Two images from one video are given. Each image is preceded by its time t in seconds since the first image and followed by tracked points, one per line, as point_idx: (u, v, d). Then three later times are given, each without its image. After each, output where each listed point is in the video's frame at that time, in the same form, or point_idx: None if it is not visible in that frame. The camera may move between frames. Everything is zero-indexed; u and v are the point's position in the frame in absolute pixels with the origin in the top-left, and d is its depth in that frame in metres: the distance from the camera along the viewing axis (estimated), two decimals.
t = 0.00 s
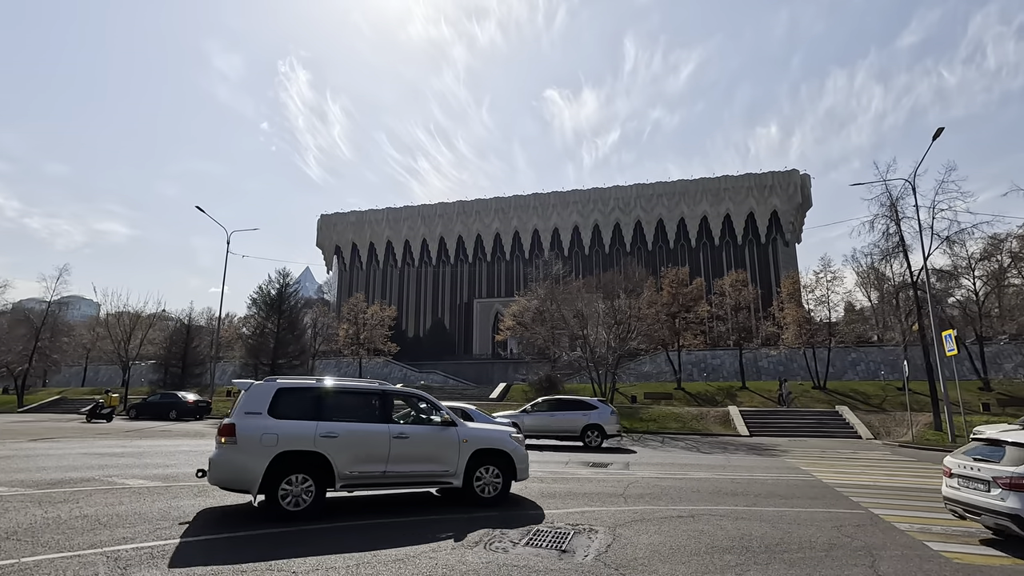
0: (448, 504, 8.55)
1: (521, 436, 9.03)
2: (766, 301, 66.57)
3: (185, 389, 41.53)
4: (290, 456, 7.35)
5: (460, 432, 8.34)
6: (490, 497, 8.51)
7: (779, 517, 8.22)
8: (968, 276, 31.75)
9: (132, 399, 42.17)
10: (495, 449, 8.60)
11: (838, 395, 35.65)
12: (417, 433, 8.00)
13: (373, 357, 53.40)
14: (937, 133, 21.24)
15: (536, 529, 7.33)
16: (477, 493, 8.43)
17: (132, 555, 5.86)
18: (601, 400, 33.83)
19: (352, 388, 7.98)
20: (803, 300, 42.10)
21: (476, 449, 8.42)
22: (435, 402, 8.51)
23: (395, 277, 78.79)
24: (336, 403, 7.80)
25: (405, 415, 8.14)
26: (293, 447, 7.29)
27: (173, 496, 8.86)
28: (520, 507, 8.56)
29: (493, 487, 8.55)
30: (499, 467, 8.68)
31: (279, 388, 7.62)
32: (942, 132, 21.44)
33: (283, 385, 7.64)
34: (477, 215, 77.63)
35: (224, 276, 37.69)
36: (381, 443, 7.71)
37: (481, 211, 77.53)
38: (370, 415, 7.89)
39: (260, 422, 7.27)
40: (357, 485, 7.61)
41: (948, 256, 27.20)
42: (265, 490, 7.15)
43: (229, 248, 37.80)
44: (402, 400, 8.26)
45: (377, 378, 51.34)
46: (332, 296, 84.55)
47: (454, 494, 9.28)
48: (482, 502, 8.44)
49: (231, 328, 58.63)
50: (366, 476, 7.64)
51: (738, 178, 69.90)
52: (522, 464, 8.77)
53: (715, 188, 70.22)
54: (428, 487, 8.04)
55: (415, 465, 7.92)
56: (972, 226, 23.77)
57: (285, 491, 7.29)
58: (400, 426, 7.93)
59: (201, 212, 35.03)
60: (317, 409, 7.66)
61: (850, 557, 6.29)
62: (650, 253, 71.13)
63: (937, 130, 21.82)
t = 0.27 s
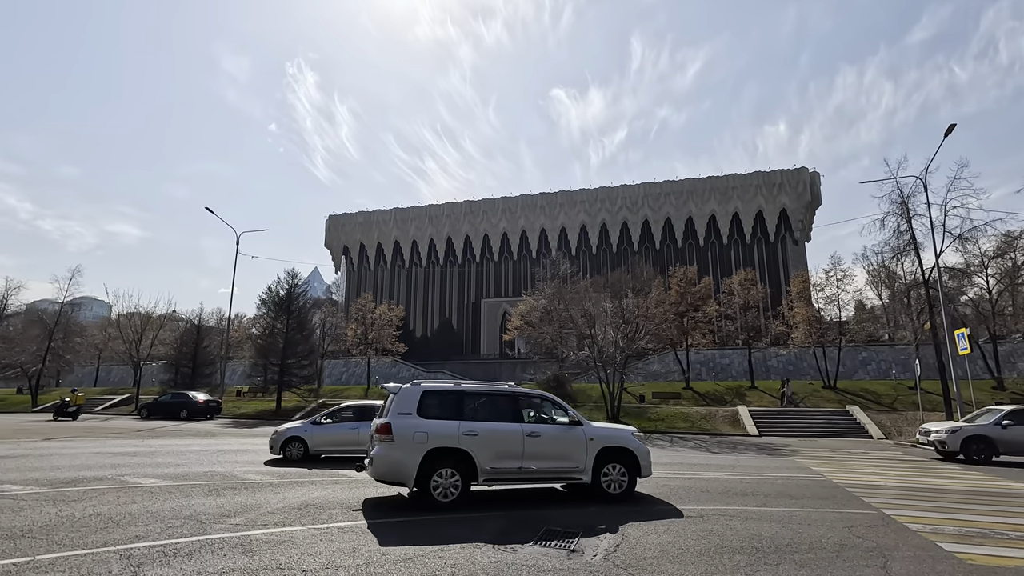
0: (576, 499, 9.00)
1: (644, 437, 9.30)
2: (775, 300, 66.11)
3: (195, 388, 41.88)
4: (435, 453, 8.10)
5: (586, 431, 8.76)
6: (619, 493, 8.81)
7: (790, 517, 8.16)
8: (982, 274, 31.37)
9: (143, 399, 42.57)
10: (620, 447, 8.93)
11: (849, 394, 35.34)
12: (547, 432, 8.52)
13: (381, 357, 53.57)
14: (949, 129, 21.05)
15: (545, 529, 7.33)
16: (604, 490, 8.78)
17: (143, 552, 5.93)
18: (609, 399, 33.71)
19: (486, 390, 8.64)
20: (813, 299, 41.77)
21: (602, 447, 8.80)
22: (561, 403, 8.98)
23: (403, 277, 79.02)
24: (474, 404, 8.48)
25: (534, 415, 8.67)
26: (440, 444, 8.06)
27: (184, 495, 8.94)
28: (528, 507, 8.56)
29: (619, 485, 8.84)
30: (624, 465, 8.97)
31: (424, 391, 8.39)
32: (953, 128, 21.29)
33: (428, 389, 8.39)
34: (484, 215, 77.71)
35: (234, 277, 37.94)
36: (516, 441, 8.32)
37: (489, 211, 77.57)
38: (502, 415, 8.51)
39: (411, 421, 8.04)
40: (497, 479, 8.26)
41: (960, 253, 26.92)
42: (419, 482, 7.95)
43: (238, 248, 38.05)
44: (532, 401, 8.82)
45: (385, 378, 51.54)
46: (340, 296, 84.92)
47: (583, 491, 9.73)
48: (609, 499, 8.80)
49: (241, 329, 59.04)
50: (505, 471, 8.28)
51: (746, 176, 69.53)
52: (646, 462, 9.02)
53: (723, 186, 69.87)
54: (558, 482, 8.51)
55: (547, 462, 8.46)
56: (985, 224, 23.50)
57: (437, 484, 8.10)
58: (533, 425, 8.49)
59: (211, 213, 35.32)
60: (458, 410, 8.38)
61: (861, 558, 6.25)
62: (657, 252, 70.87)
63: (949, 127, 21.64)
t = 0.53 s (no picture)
0: (700, 499, 9.10)
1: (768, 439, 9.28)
2: (785, 299, 65.58)
3: (206, 388, 42.27)
4: (567, 451, 8.47)
5: (710, 431, 8.89)
6: (746, 494, 8.84)
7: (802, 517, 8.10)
8: (996, 272, 30.95)
9: (156, 399, 43.03)
10: (745, 447, 8.95)
11: (860, 393, 35.06)
12: (671, 432, 8.71)
13: (390, 357, 53.80)
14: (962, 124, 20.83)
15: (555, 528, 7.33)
16: (730, 490, 8.83)
17: (157, 550, 6.00)
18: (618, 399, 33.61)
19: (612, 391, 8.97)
20: (824, 298, 41.43)
21: (727, 448, 8.88)
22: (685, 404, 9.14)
23: (411, 277, 79.29)
24: (601, 404, 8.82)
25: (657, 415, 8.89)
26: (571, 442, 8.45)
27: (196, 493, 9.04)
28: (538, 507, 8.56)
29: (745, 485, 8.86)
30: (751, 466, 8.95)
31: (554, 392, 8.79)
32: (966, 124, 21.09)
33: (557, 390, 8.80)
34: (492, 215, 77.76)
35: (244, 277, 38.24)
36: (643, 441, 8.58)
37: (497, 211, 77.63)
38: (627, 415, 8.80)
39: (544, 420, 8.47)
40: (626, 476, 8.54)
41: (975, 251, 26.60)
42: (554, 479, 8.37)
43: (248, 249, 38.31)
44: (655, 402, 9.06)
45: (394, 377, 51.74)
46: (349, 296, 85.38)
47: (707, 490, 9.83)
48: (736, 499, 8.85)
49: (251, 329, 59.53)
50: (634, 469, 8.55)
51: (756, 174, 69.01)
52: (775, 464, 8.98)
53: (732, 184, 69.47)
54: (683, 481, 8.69)
55: (673, 461, 8.67)
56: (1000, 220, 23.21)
57: (570, 479, 8.44)
58: (657, 425, 8.73)
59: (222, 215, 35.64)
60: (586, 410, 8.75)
61: (873, 559, 6.19)
62: (666, 251, 70.60)
63: (962, 122, 21.44)
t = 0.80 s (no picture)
0: (846, 501, 8.96)
1: (920, 441, 8.95)
2: (807, 296, 64.49)
3: (230, 388, 43.05)
4: (707, 451, 8.71)
5: (856, 432, 8.76)
6: (898, 498, 8.57)
7: (829, 517, 7.96)
8: None
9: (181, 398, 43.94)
10: (895, 450, 8.72)
11: (885, 392, 34.38)
12: (814, 433, 8.69)
13: (409, 356, 54.23)
14: (991, 115, 20.28)
15: (574, 527, 7.31)
16: (880, 492, 8.62)
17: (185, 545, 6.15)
18: (637, 397, 33.39)
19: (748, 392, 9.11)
20: (847, 294, 40.67)
21: (875, 450, 8.70)
22: (826, 406, 9.10)
23: (428, 276, 79.73)
24: (737, 405, 8.99)
25: (798, 416, 8.90)
26: (709, 442, 8.67)
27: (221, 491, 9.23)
28: (556, 506, 8.54)
29: (896, 489, 8.61)
30: (902, 469, 8.68)
31: (689, 393, 9.10)
32: (995, 114, 20.52)
33: (692, 391, 9.11)
34: (508, 214, 77.82)
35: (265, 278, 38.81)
36: (784, 441, 8.64)
37: (514, 210, 77.65)
38: (766, 417, 8.91)
39: (681, 420, 8.78)
40: (768, 477, 8.60)
41: (1005, 245, 25.86)
42: (694, 478, 8.61)
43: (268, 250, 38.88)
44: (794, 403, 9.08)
45: (413, 377, 52.09)
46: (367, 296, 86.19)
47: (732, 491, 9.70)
48: (884, 502, 8.63)
49: (272, 329, 60.47)
50: (775, 470, 8.60)
51: (776, 169, 67.97)
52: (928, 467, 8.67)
53: (752, 180, 68.54)
54: (830, 483, 8.62)
55: (818, 462, 8.63)
56: None
57: (711, 478, 8.63)
58: (798, 426, 8.74)
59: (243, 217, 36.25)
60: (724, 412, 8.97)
61: (901, 560, 6.06)
62: (685, 248, 69.93)
63: (992, 113, 20.86)
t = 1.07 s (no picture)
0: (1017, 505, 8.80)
1: None
2: (835, 293, 63.00)
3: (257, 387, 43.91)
4: (867, 454, 8.62)
5: None
6: None
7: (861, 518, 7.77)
8: None
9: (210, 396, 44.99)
10: None
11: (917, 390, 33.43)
12: (985, 436, 8.49)
13: (431, 355, 54.64)
14: None
15: (597, 525, 7.28)
16: None
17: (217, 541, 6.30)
18: (660, 396, 33.07)
19: (906, 393, 8.94)
20: (877, 290, 39.63)
21: None
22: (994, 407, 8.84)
23: (450, 276, 80.19)
24: (894, 406, 8.85)
25: (964, 419, 8.69)
26: (870, 445, 8.58)
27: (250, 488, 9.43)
28: (580, 505, 8.51)
29: None
30: None
31: (841, 394, 8.98)
32: None
33: (844, 392, 8.98)
34: (528, 212, 77.77)
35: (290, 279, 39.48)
36: (955, 446, 8.46)
37: (534, 208, 77.54)
38: (927, 419, 8.73)
39: (836, 422, 8.69)
40: (933, 481, 8.48)
41: None
42: (854, 480, 8.56)
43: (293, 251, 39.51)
44: (956, 403, 8.87)
45: (434, 375, 52.43)
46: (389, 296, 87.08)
47: (760, 493, 9.55)
48: None
49: (297, 329, 61.50)
50: (942, 474, 8.46)
51: (802, 163, 66.58)
52: None
53: (776, 175, 67.26)
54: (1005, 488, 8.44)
55: (989, 466, 8.45)
56: None
57: (873, 483, 8.53)
58: (967, 429, 8.55)
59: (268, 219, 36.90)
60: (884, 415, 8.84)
61: (936, 563, 5.89)
62: (707, 244, 68.98)
63: None
